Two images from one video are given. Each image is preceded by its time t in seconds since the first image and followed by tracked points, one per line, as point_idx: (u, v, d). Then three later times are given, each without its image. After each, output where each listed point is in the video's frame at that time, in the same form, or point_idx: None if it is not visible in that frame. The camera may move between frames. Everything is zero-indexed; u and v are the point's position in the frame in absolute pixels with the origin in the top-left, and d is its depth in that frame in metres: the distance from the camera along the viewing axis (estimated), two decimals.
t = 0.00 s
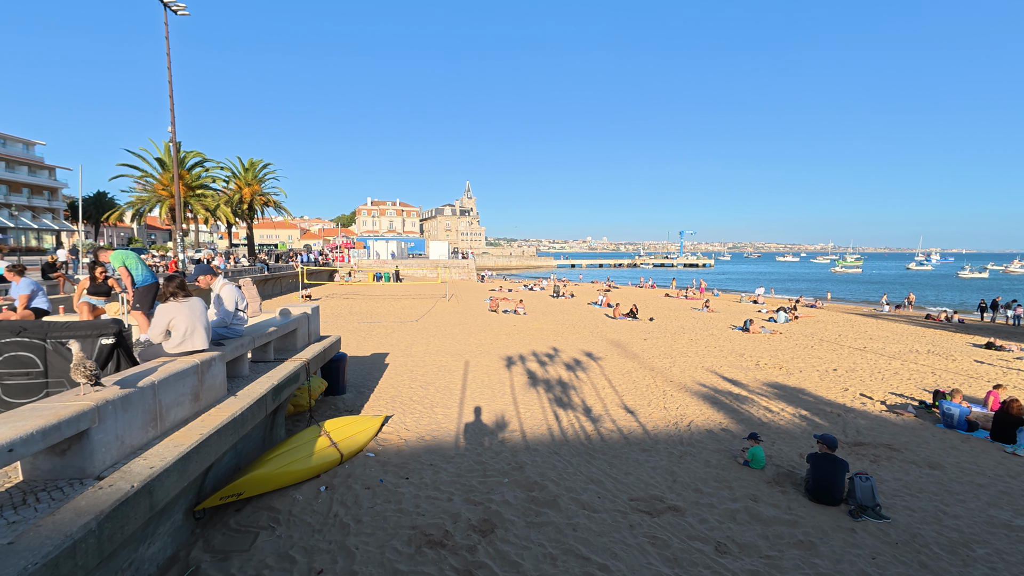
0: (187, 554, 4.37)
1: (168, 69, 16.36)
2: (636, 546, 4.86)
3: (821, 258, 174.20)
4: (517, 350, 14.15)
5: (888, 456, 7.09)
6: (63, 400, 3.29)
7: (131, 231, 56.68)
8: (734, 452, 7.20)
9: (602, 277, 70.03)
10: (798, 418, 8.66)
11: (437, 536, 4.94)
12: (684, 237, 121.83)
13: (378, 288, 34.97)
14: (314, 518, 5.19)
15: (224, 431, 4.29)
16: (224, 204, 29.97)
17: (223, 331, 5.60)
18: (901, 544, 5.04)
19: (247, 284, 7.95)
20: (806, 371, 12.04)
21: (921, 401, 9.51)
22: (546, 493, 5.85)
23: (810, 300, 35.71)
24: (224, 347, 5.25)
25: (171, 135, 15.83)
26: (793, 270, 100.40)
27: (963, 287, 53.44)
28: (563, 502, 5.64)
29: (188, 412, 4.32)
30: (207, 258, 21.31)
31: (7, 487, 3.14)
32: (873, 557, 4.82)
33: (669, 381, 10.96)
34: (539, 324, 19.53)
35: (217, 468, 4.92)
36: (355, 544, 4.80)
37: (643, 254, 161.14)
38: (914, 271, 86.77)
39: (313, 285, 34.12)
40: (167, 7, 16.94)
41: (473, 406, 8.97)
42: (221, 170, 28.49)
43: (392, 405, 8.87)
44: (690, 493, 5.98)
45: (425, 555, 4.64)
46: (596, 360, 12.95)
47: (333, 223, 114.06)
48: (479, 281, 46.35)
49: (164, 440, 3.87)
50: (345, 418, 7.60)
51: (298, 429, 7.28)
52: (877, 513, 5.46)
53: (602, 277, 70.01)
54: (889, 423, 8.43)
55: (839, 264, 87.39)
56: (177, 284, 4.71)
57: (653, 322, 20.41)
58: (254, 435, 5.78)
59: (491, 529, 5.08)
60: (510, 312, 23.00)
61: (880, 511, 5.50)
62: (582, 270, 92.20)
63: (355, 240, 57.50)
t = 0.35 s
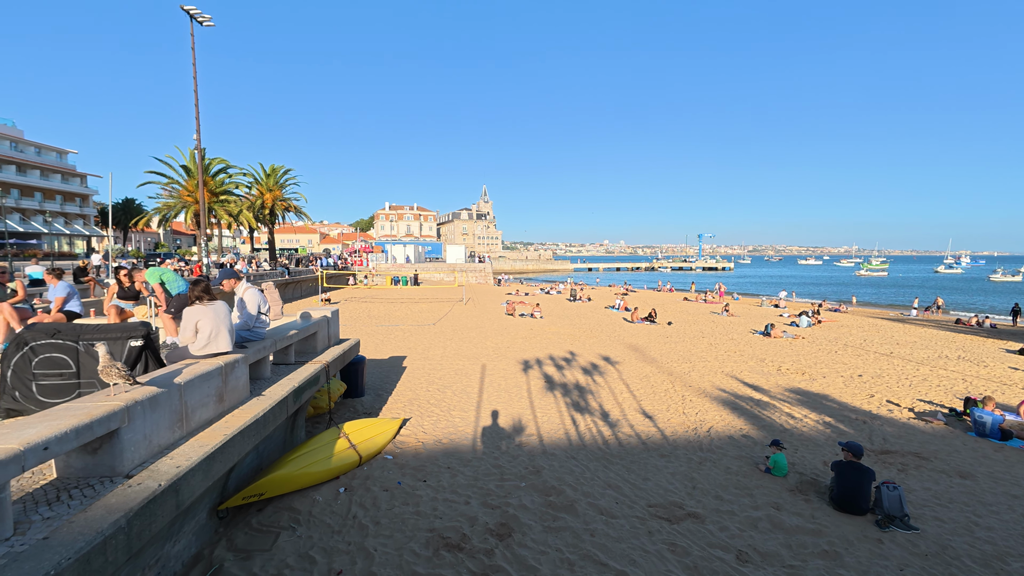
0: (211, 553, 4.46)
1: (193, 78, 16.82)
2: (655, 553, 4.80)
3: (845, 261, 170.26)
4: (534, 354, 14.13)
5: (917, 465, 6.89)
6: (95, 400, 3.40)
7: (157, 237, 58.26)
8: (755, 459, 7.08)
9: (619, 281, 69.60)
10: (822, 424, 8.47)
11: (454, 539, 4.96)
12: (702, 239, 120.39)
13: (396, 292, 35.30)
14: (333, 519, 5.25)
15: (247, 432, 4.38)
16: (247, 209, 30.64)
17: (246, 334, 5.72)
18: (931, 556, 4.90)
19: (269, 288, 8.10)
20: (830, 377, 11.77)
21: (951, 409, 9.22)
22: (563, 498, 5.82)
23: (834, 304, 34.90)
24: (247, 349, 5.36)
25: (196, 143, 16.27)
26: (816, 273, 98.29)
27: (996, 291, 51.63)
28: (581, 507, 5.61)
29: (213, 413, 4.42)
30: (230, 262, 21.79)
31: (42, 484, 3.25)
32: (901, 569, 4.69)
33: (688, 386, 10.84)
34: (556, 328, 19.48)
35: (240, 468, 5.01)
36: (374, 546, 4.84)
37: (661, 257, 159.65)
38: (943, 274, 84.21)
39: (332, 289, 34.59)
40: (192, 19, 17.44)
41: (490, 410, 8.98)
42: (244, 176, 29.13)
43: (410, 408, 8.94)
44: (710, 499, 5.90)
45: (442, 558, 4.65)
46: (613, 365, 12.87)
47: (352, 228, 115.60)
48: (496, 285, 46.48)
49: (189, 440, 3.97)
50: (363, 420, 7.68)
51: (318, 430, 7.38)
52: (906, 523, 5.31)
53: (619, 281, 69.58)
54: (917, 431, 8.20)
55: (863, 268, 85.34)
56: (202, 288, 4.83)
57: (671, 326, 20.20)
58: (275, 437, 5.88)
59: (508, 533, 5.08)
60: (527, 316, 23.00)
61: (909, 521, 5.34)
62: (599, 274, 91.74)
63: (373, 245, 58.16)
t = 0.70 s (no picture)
0: (233, 552, 4.54)
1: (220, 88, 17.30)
2: (675, 562, 4.73)
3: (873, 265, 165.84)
4: (551, 358, 14.08)
5: (949, 476, 6.65)
6: (126, 400, 3.51)
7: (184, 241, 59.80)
8: (778, 467, 6.92)
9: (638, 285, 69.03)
10: (848, 433, 8.25)
11: (472, 543, 4.96)
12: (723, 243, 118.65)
13: (415, 296, 35.59)
14: (353, 521, 5.30)
15: (269, 434, 4.45)
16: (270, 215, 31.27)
17: (268, 337, 5.84)
18: (964, 571, 4.72)
19: (291, 292, 8.25)
20: (857, 385, 11.45)
21: (985, 419, 8.88)
22: (582, 504, 5.78)
23: (860, 309, 33.99)
24: (270, 352, 5.47)
25: (222, 149, 16.69)
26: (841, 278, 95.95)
27: None
28: (600, 514, 5.56)
29: (237, 414, 4.51)
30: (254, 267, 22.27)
31: (75, 481, 3.36)
32: None
33: (709, 392, 10.67)
34: (574, 332, 19.38)
35: (262, 469, 5.10)
36: (392, 549, 4.87)
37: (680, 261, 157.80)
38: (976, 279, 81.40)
39: (352, 293, 35.01)
40: (219, 29, 17.96)
41: (508, 414, 8.97)
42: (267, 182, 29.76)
43: (428, 412, 8.98)
44: (732, 508, 5.79)
45: (460, 562, 4.65)
46: (632, 370, 12.74)
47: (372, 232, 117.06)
48: (513, 289, 46.50)
49: (214, 441, 4.05)
50: (382, 423, 7.74)
51: (338, 433, 7.47)
52: (938, 536, 5.13)
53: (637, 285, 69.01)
54: (949, 441, 7.92)
55: (891, 272, 82.94)
56: (227, 291, 4.95)
57: (691, 331, 19.92)
58: (296, 439, 5.97)
59: (526, 539, 5.06)
60: (545, 320, 22.96)
61: (941, 534, 5.17)
62: (618, 278, 91.06)
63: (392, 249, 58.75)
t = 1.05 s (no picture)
0: (256, 550, 4.62)
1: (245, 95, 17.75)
2: (696, 570, 4.66)
3: (902, 268, 161.01)
4: (570, 362, 14.01)
5: (984, 488, 6.40)
6: (156, 398, 3.61)
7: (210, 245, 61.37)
8: (804, 476, 6.75)
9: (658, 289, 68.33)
10: (877, 441, 8.00)
11: (491, 547, 4.95)
12: (745, 246, 116.61)
13: (434, 299, 35.82)
14: (373, 522, 5.35)
15: (292, 434, 4.53)
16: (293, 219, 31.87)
17: (291, 338, 5.95)
18: None
19: (313, 295, 8.40)
20: (886, 392, 11.11)
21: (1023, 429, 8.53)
22: (601, 509, 5.73)
23: (890, 314, 33.00)
24: (293, 353, 5.58)
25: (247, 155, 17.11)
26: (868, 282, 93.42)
27: None
28: (619, 519, 5.51)
29: (261, 414, 4.61)
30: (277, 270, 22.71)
31: (107, 477, 3.47)
32: None
33: (731, 398, 10.47)
34: (593, 336, 19.27)
35: (285, 468, 5.20)
36: (411, 550, 4.89)
37: (701, 265, 155.61)
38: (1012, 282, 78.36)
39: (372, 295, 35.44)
40: (245, 38, 18.43)
41: (526, 418, 8.95)
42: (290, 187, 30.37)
43: (447, 414, 9.02)
44: (755, 517, 5.67)
45: (479, 565, 4.65)
46: (652, 374, 12.60)
47: (391, 236, 118.46)
48: (532, 292, 46.46)
49: (239, 439, 4.14)
50: (402, 425, 7.80)
51: (358, 434, 7.56)
52: (972, 549, 4.94)
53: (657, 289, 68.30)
54: (984, 452, 7.62)
55: (921, 275, 80.43)
56: (252, 294, 5.06)
57: (712, 336, 19.61)
58: (318, 439, 6.06)
59: (545, 543, 5.03)
60: (563, 323, 22.87)
61: (976, 548, 4.98)
62: (637, 281, 90.20)
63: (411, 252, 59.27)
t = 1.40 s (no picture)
0: (279, 547, 4.70)
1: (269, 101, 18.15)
2: None
3: (934, 270, 155.70)
4: (589, 365, 13.91)
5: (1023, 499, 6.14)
6: (183, 397, 3.71)
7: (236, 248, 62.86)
8: (830, 483, 6.58)
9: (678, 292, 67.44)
10: (907, 449, 7.75)
11: (509, 549, 4.95)
12: (769, 248, 114.30)
13: (452, 300, 36.01)
14: (392, 521, 5.39)
15: (314, 433, 4.60)
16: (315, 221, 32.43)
17: (314, 339, 6.04)
18: None
19: (335, 296, 8.52)
20: (917, 398, 10.74)
21: None
22: (620, 513, 5.67)
23: (921, 317, 31.91)
24: (315, 354, 5.66)
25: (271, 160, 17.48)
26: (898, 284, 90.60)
27: None
28: (639, 524, 5.44)
29: (283, 413, 4.69)
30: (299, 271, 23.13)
31: (138, 473, 3.57)
32: None
33: (753, 402, 10.27)
34: (612, 338, 19.12)
35: (306, 467, 5.28)
36: (430, 550, 4.91)
37: (723, 267, 153.12)
38: None
39: (392, 297, 35.80)
40: (270, 45, 18.84)
41: (545, 420, 8.92)
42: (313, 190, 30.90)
43: (466, 416, 9.04)
44: (780, 524, 5.54)
45: (497, 567, 4.65)
46: (672, 377, 12.44)
47: (411, 238, 119.64)
48: (551, 294, 46.32)
49: (263, 438, 4.22)
50: (421, 426, 7.86)
51: (378, 434, 7.63)
52: (1011, 562, 4.74)
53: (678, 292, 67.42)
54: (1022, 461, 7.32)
55: (955, 277, 77.67)
56: (276, 295, 5.16)
57: (734, 339, 19.26)
58: (339, 438, 6.14)
59: (563, 546, 5.00)
60: (582, 325, 22.74)
61: (1016, 562, 4.76)
62: (657, 283, 89.17)
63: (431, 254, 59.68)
